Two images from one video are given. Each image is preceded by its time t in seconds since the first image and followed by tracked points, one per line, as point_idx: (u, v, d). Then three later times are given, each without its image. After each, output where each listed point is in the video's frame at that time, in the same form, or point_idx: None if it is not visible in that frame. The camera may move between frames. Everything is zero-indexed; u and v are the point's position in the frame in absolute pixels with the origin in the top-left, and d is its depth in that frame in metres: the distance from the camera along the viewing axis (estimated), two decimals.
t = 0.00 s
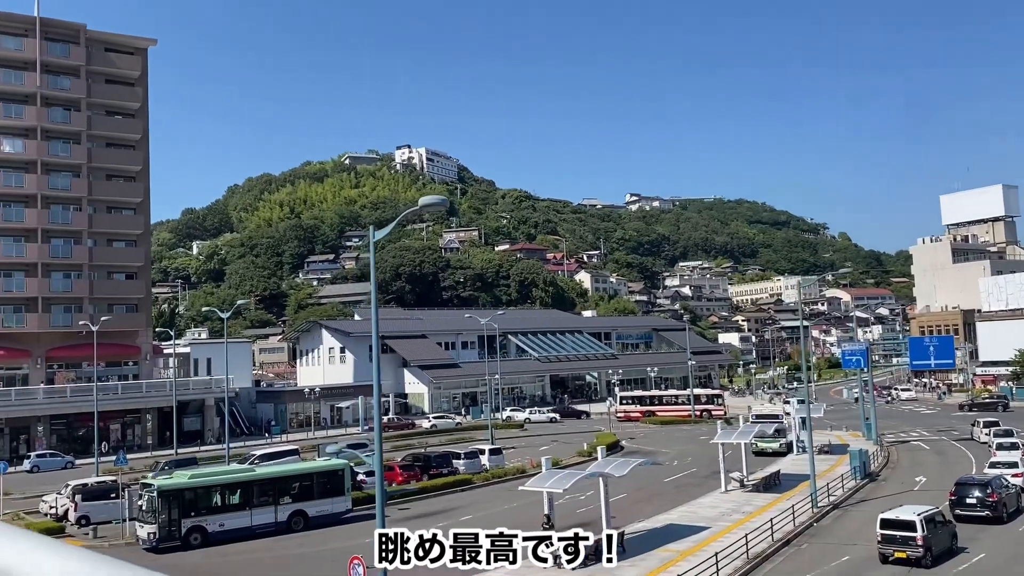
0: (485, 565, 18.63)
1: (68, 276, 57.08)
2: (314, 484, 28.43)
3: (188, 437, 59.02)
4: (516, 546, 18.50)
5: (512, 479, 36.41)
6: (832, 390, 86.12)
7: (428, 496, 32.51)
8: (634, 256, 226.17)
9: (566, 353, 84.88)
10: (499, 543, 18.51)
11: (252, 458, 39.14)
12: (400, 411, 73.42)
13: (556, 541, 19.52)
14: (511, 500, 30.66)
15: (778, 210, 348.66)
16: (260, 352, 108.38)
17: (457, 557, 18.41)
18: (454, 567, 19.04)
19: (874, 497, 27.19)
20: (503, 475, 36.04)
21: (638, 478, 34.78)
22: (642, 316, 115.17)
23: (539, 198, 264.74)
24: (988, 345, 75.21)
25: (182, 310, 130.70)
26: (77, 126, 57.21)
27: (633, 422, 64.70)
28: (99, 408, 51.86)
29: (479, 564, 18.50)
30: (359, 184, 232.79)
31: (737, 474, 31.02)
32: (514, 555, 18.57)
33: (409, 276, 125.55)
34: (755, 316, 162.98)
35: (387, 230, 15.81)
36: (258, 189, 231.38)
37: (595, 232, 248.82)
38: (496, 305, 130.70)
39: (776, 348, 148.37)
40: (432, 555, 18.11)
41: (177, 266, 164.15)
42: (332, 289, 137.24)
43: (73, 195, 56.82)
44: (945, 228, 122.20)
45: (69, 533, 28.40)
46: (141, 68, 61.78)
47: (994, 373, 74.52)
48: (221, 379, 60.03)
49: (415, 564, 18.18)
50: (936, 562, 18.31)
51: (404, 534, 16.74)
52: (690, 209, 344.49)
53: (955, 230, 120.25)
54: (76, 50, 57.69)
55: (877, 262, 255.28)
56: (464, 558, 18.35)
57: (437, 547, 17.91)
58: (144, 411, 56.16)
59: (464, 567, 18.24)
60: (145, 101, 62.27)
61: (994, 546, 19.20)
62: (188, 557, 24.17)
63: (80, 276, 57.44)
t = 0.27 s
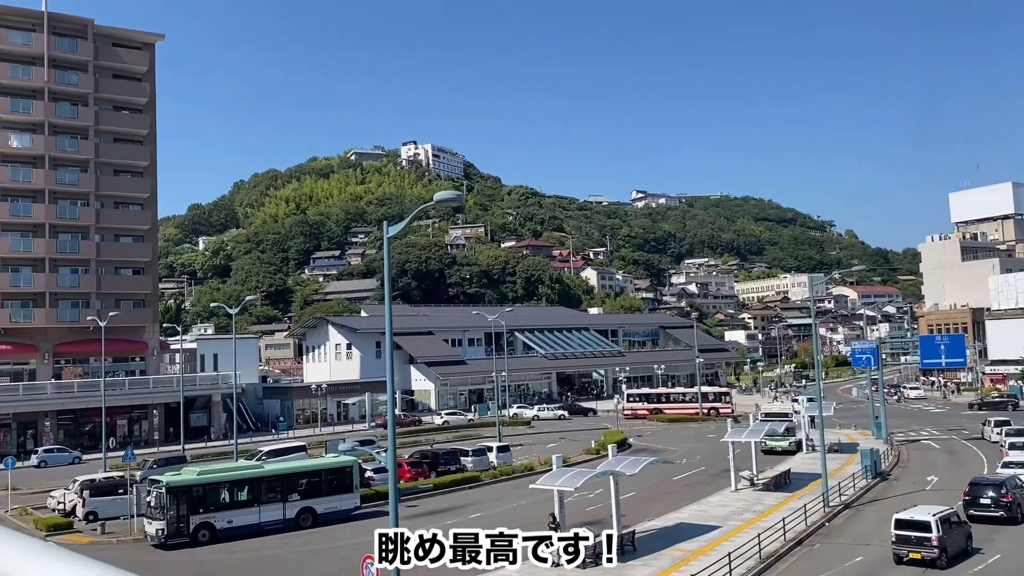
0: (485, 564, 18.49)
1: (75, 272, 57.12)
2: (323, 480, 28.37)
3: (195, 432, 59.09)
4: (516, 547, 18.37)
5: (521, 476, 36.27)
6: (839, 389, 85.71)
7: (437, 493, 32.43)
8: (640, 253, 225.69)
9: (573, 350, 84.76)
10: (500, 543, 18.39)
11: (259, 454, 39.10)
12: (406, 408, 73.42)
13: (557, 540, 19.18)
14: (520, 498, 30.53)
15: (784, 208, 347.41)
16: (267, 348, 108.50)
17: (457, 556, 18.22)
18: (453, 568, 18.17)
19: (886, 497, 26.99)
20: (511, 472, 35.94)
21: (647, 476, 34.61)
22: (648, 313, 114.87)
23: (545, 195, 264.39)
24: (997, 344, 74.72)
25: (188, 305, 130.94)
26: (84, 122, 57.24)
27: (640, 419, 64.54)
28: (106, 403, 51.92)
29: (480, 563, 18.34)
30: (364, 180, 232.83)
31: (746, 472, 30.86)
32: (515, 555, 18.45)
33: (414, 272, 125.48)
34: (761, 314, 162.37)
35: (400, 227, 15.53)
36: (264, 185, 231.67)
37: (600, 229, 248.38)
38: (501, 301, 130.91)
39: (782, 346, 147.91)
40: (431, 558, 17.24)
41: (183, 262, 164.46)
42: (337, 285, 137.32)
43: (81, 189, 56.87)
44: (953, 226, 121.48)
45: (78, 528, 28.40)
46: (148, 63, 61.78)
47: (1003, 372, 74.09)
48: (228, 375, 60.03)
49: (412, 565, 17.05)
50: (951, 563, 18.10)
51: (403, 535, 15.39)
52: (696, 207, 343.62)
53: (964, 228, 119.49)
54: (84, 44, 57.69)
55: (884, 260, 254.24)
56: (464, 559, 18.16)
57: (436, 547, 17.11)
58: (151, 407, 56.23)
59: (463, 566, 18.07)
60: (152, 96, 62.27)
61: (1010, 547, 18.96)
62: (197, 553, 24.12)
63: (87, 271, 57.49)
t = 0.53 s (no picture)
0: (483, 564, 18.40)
1: (77, 267, 57.04)
2: (326, 478, 28.29)
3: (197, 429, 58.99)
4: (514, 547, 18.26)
5: (524, 474, 36.18)
6: (841, 388, 85.51)
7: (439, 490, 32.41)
8: (641, 252, 225.48)
9: (574, 348, 84.68)
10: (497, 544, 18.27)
11: (262, 451, 39.02)
12: (408, 405, 73.37)
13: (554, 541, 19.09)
14: (523, 496, 30.44)
15: (785, 207, 346.96)
16: (268, 345, 108.45)
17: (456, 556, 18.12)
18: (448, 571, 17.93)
19: (891, 496, 26.91)
20: (514, 470, 35.86)
21: (651, 474, 34.52)
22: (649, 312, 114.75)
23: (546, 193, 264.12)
24: (999, 343, 74.53)
25: (189, 302, 130.90)
26: (86, 117, 57.11)
27: (641, 418, 64.41)
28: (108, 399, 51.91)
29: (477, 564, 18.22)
30: (365, 178, 232.59)
31: (750, 471, 30.79)
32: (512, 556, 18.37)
33: (415, 269, 125.40)
34: (762, 313, 162.15)
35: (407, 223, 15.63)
36: (265, 182, 231.48)
37: (601, 227, 248.17)
38: (502, 299, 130.74)
39: (783, 345, 147.70)
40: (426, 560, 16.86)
41: (184, 258, 164.34)
42: (338, 282, 137.19)
43: (83, 185, 56.78)
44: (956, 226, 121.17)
45: (80, 524, 28.33)
46: (151, 59, 61.67)
47: (1005, 372, 73.93)
48: (229, 371, 59.91)
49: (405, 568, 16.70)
50: (959, 563, 17.99)
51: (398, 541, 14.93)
52: (697, 205, 343.35)
53: (966, 228, 119.27)
54: (86, 40, 57.54)
55: (884, 260, 253.89)
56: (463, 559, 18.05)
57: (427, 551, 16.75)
58: (153, 403, 56.13)
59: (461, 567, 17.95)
60: (155, 92, 62.14)
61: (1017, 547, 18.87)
62: (199, 550, 24.04)
63: (89, 267, 57.43)
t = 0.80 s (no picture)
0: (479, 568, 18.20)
1: (72, 263, 56.66)
2: (324, 477, 28.06)
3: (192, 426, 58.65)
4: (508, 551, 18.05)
5: (522, 474, 35.97)
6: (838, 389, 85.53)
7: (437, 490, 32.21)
8: (637, 251, 225.52)
9: (571, 347, 84.55)
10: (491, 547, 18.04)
11: (257, 449, 38.78)
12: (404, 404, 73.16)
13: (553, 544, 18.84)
14: (521, 496, 30.24)
15: (781, 208, 347.27)
16: (263, 343, 108.14)
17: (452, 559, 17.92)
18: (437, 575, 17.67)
19: (891, 498, 26.79)
20: (512, 470, 35.64)
21: (650, 475, 34.33)
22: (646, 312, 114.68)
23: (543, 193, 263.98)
24: (996, 344, 74.55)
25: (185, 299, 130.53)
26: (82, 112, 56.74)
27: (639, 418, 64.26)
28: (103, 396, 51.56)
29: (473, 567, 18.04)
30: (362, 175, 232.14)
31: (750, 472, 30.63)
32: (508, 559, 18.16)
33: (412, 268, 125.21)
34: (759, 314, 162.26)
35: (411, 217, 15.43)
36: (261, 179, 230.98)
37: (598, 226, 248.09)
38: (499, 298, 130.51)
39: (779, 345, 147.80)
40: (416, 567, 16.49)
41: (180, 255, 163.84)
42: (335, 280, 136.91)
43: (78, 180, 56.40)
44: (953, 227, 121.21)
45: (74, 523, 28.05)
46: (147, 54, 61.28)
47: (1002, 373, 73.91)
48: (225, 369, 59.54)
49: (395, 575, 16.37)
50: (963, 566, 17.81)
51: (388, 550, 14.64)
52: (694, 206, 343.64)
53: (963, 229, 119.36)
54: (82, 34, 57.13)
55: (880, 261, 254.31)
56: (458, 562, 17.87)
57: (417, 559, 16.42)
58: (148, 400, 55.78)
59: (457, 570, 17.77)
60: (151, 88, 61.75)
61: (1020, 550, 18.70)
62: (196, 550, 23.82)
63: (84, 263, 57.06)
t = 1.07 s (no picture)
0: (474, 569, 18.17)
1: (63, 261, 56.20)
2: (317, 477, 27.93)
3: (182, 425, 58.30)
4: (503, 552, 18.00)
5: (515, 474, 35.86)
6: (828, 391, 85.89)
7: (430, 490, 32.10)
8: (628, 252, 225.81)
9: (563, 347, 84.57)
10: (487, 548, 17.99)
11: (248, 448, 38.57)
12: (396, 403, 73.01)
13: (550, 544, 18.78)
14: (516, 496, 30.15)
15: (771, 210, 348.66)
16: (253, 342, 107.68)
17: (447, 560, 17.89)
18: None
19: (884, 499, 26.91)
20: (505, 469, 35.56)
21: (642, 476, 34.32)
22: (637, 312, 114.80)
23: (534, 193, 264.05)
24: (986, 347, 75.12)
25: (175, 297, 129.81)
26: (74, 109, 56.34)
27: (631, 418, 64.32)
28: (93, 394, 51.17)
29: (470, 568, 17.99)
30: (354, 174, 231.54)
31: (743, 472, 30.69)
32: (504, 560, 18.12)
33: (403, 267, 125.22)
34: (749, 315, 162.84)
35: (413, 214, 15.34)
36: (252, 177, 229.90)
37: (589, 227, 248.27)
38: (491, 298, 130.46)
39: (770, 347, 148.37)
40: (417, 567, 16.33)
41: (170, 253, 162.95)
42: (325, 279, 136.50)
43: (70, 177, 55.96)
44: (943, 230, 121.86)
45: (63, 521, 27.77)
46: (140, 51, 60.88)
47: (992, 375, 74.34)
48: (216, 368, 59.23)
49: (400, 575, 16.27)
50: (959, 567, 17.90)
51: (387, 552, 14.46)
52: (684, 207, 344.49)
53: (953, 232, 120.05)
54: (75, 30, 56.72)
55: (869, 264, 255.75)
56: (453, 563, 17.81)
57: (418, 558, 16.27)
58: (138, 399, 55.46)
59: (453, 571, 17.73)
60: (144, 85, 61.38)
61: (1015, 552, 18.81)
62: (188, 549, 23.63)
63: (75, 261, 56.61)
